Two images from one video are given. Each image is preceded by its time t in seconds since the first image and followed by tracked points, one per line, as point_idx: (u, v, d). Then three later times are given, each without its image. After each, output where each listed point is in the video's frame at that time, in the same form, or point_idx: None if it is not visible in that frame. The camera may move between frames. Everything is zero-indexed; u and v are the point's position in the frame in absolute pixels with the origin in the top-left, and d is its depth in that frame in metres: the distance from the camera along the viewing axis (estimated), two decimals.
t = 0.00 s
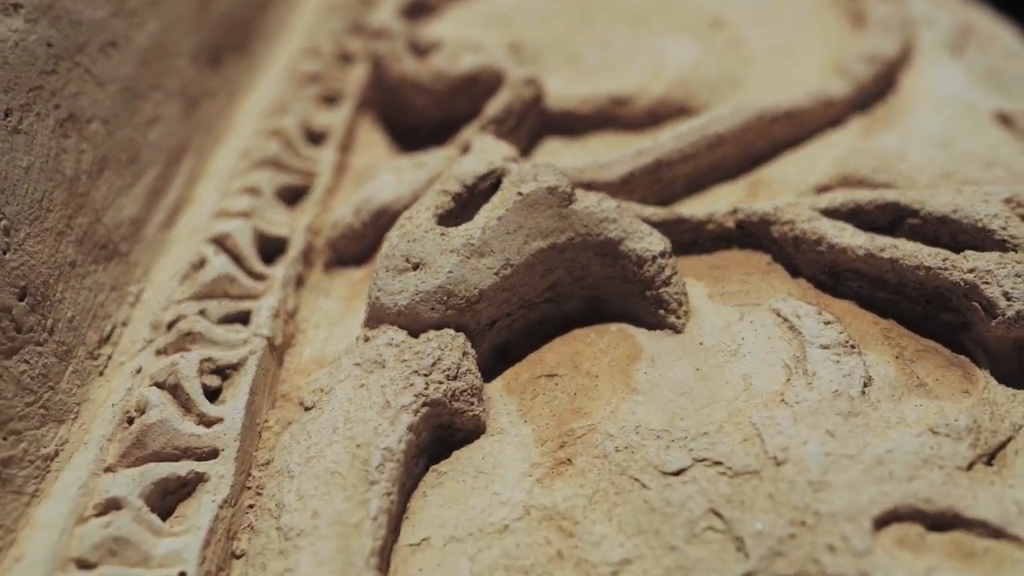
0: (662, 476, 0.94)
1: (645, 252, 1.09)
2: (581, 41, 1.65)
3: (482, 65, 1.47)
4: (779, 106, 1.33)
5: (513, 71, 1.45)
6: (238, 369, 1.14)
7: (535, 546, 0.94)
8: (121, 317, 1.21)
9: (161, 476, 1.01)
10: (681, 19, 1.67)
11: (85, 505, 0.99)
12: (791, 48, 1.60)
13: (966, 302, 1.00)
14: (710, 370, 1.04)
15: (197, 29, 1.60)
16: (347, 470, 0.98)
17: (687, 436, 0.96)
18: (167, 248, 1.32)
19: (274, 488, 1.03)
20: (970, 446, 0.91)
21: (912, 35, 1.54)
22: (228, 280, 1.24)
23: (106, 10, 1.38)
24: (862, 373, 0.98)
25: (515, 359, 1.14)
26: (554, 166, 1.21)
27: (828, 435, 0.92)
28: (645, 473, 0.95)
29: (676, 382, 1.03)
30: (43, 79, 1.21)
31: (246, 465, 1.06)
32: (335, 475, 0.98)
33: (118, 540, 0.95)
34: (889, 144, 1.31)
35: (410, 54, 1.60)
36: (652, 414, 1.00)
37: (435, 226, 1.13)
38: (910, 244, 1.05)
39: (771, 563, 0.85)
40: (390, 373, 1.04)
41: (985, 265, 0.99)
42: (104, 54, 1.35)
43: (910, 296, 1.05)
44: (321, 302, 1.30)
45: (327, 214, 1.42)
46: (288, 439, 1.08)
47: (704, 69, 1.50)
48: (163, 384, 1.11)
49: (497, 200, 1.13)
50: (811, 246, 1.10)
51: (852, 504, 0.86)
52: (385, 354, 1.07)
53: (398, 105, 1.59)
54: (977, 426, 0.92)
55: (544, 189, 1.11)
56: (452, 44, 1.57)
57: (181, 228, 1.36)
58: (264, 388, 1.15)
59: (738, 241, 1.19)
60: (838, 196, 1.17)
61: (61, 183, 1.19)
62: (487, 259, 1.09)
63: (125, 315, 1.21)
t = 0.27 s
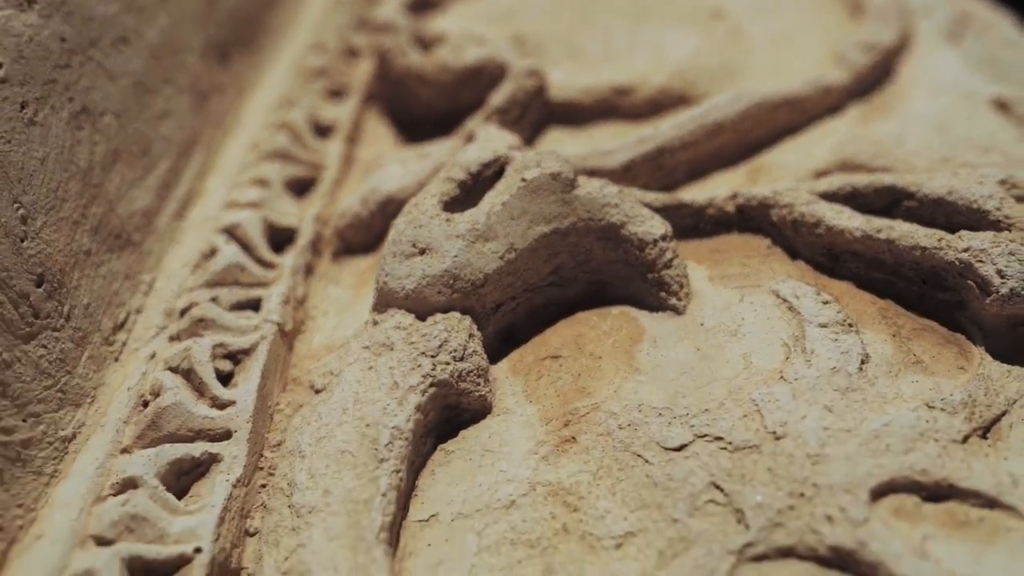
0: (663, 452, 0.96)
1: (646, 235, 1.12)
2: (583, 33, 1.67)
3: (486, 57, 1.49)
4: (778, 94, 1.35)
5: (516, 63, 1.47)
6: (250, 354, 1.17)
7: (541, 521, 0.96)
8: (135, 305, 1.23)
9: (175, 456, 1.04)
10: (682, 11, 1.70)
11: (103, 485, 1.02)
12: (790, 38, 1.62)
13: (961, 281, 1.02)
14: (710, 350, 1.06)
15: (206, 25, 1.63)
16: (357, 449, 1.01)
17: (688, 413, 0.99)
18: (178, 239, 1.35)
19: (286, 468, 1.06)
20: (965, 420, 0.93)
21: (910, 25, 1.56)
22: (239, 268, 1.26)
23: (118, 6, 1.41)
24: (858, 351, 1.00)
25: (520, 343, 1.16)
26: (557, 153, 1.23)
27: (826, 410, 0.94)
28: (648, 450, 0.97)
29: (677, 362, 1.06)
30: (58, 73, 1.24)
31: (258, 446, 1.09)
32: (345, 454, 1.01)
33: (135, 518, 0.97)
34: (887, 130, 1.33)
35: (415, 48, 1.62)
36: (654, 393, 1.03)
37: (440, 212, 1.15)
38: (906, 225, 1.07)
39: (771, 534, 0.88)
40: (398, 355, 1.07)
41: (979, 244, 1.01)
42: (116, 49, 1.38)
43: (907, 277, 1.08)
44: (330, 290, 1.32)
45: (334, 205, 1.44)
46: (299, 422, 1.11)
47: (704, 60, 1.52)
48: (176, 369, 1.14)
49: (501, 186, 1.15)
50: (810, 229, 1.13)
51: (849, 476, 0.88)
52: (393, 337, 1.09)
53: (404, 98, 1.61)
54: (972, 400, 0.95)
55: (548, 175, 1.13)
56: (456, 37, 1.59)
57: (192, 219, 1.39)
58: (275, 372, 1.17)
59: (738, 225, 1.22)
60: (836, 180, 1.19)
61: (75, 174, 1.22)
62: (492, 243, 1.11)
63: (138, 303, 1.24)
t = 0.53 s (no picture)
0: (666, 424, 0.99)
1: (648, 217, 1.14)
2: (585, 25, 1.70)
3: (489, 49, 1.52)
4: (777, 80, 1.38)
5: (520, 53, 1.50)
6: (263, 336, 1.20)
7: (547, 492, 0.99)
8: (151, 291, 1.27)
9: (192, 434, 1.07)
10: (682, 2, 1.72)
11: (123, 461, 1.05)
12: (790, 26, 1.64)
13: (955, 257, 1.05)
14: (711, 327, 1.09)
15: (216, 21, 1.66)
16: (368, 424, 1.04)
17: (690, 387, 1.02)
18: (192, 227, 1.38)
19: (299, 445, 1.09)
20: (959, 390, 0.96)
21: (907, 12, 1.59)
22: (251, 255, 1.29)
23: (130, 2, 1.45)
24: (855, 325, 1.03)
25: (525, 324, 1.19)
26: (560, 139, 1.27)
27: (823, 381, 0.97)
28: (650, 422, 1.00)
29: (679, 338, 1.09)
30: (73, 66, 1.28)
31: (272, 425, 1.12)
32: (357, 430, 1.04)
33: (155, 492, 1.01)
34: (884, 113, 1.35)
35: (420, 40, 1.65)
36: (657, 368, 1.05)
37: (447, 197, 1.18)
38: (901, 204, 1.10)
39: (770, 500, 0.90)
40: (407, 335, 1.10)
41: (972, 220, 1.04)
42: (129, 44, 1.42)
43: (903, 254, 1.10)
44: (340, 276, 1.35)
45: (343, 194, 1.47)
46: (312, 401, 1.14)
47: (705, 48, 1.55)
48: (192, 351, 1.17)
49: (506, 171, 1.18)
50: (807, 209, 1.15)
51: (846, 444, 0.91)
52: (402, 318, 1.12)
53: (410, 90, 1.65)
54: (966, 370, 0.97)
55: (551, 159, 1.16)
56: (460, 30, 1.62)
57: (204, 209, 1.42)
58: (288, 355, 1.20)
59: (737, 207, 1.24)
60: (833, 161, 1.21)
61: (92, 164, 1.25)
62: (498, 226, 1.14)
63: (154, 289, 1.27)
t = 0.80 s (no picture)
0: (668, 402, 1.02)
1: (649, 202, 1.17)
2: (588, 18, 1.73)
3: (493, 42, 1.55)
4: (776, 69, 1.40)
5: (523, 45, 1.53)
6: (274, 323, 1.23)
7: (553, 469, 1.01)
8: (164, 280, 1.30)
9: (207, 418, 1.10)
10: None
11: (139, 444, 1.08)
12: (790, 14, 1.66)
13: (951, 239, 1.07)
14: (712, 309, 1.11)
15: (224, 17, 1.69)
16: (377, 406, 1.06)
17: (692, 366, 1.04)
18: (202, 219, 1.41)
19: (311, 428, 1.11)
20: (955, 366, 0.98)
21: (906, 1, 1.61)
22: (261, 244, 1.32)
23: None
24: (852, 306, 1.05)
25: (530, 309, 1.22)
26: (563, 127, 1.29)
27: (821, 360, 0.99)
28: (653, 401, 1.02)
29: (681, 321, 1.11)
30: (86, 61, 1.31)
31: (284, 408, 1.15)
32: (367, 411, 1.07)
33: (171, 473, 1.03)
34: (882, 100, 1.37)
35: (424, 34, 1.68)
36: (660, 349, 1.08)
37: (452, 185, 1.21)
38: (897, 187, 1.12)
39: (770, 474, 0.93)
40: (415, 319, 1.13)
41: (967, 202, 1.06)
42: (140, 40, 1.44)
43: (900, 237, 1.12)
44: (348, 265, 1.38)
45: (350, 185, 1.50)
46: (323, 385, 1.16)
47: (706, 39, 1.57)
48: (205, 338, 1.20)
49: (510, 159, 1.20)
50: (807, 194, 1.18)
51: (844, 419, 0.94)
52: (410, 303, 1.15)
53: (416, 84, 1.67)
54: (962, 348, 1.00)
55: (554, 146, 1.18)
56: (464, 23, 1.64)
57: (215, 200, 1.45)
58: (299, 341, 1.23)
59: (737, 192, 1.26)
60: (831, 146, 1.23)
61: (105, 156, 1.28)
62: (503, 212, 1.16)
63: (167, 278, 1.30)
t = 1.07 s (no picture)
0: (672, 378, 1.04)
1: (652, 185, 1.19)
2: (590, 10, 1.75)
3: (497, 33, 1.57)
4: (776, 56, 1.42)
5: (527, 36, 1.55)
6: (286, 308, 1.26)
7: (560, 444, 1.04)
8: (178, 268, 1.33)
9: (222, 398, 1.13)
10: None
11: (157, 424, 1.11)
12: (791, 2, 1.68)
13: (947, 217, 1.09)
14: (714, 289, 1.14)
15: (234, 12, 1.72)
16: (388, 385, 1.10)
17: (694, 343, 1.06)
18: (215, 209, 1.44)
19: (323, 408, 1.14)
20: (951, 339, 1.00)
21: None
22: (272, 232, 1.35)
23: None
24: (850, 283, 1.07)
25: (537, 292, 1.25)
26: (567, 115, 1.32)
27: (820, 335, 1.02)
28: (657, 377, 1.05)
29: (684, 300, 1.14)
30: (100, 56, 1.34)
31: (297, 390, 1.18)
32: (378, 390, 1.10)
33: (188, 451, 1.06)
34: (880, 85, 1.39)
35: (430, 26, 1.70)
36: (663, 327, 1.10)
37: (459, 171, 1.24)
38: (894, 168, 1.14)
39: (771, 445, 0.96)
40: (424, 301, 1.15)
41: (962, 180, 1.08)
42: (152, 35, 1.48)
43: (897, 216, 1.15)
44: (358, 253, 1.41)
45: (359, 175, 1.53)
46: (335, 367, 1.19)
47: (707, 28, 1.59)
48: (219, 323, 1.23)
49: (515, 145, 1.23)
50: (806, 176, 1.20)
51: (843, 391, 0.96)
52: (419, 286, 1.18)
53: (423, 76, 1.70)
54: (958, 322, 1.02)
55: (558, 133, 1.20)
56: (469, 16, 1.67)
57: (226, 191, 1.48)
58: (310, 325, 1.26)
59: (738, 176, 1.29)
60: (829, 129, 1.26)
61: (120, 147, 1.32)
62: (508, 197, 1.19)
63: (181, 266, 1.34)
